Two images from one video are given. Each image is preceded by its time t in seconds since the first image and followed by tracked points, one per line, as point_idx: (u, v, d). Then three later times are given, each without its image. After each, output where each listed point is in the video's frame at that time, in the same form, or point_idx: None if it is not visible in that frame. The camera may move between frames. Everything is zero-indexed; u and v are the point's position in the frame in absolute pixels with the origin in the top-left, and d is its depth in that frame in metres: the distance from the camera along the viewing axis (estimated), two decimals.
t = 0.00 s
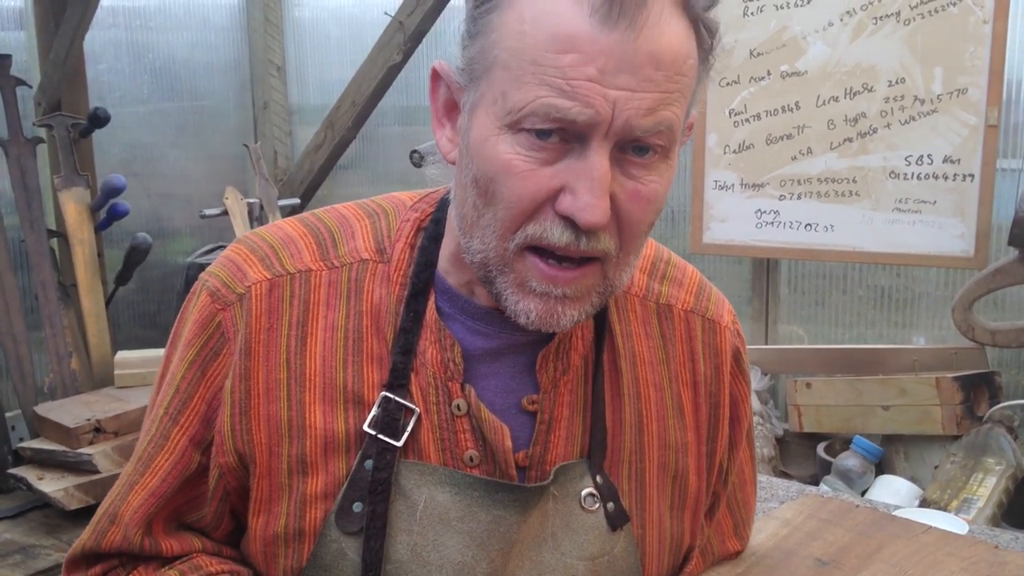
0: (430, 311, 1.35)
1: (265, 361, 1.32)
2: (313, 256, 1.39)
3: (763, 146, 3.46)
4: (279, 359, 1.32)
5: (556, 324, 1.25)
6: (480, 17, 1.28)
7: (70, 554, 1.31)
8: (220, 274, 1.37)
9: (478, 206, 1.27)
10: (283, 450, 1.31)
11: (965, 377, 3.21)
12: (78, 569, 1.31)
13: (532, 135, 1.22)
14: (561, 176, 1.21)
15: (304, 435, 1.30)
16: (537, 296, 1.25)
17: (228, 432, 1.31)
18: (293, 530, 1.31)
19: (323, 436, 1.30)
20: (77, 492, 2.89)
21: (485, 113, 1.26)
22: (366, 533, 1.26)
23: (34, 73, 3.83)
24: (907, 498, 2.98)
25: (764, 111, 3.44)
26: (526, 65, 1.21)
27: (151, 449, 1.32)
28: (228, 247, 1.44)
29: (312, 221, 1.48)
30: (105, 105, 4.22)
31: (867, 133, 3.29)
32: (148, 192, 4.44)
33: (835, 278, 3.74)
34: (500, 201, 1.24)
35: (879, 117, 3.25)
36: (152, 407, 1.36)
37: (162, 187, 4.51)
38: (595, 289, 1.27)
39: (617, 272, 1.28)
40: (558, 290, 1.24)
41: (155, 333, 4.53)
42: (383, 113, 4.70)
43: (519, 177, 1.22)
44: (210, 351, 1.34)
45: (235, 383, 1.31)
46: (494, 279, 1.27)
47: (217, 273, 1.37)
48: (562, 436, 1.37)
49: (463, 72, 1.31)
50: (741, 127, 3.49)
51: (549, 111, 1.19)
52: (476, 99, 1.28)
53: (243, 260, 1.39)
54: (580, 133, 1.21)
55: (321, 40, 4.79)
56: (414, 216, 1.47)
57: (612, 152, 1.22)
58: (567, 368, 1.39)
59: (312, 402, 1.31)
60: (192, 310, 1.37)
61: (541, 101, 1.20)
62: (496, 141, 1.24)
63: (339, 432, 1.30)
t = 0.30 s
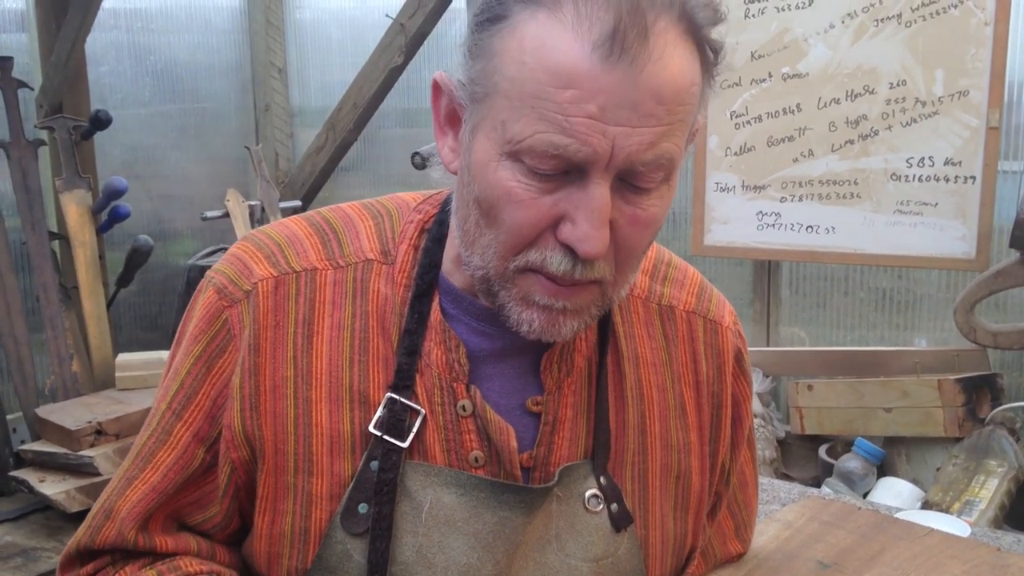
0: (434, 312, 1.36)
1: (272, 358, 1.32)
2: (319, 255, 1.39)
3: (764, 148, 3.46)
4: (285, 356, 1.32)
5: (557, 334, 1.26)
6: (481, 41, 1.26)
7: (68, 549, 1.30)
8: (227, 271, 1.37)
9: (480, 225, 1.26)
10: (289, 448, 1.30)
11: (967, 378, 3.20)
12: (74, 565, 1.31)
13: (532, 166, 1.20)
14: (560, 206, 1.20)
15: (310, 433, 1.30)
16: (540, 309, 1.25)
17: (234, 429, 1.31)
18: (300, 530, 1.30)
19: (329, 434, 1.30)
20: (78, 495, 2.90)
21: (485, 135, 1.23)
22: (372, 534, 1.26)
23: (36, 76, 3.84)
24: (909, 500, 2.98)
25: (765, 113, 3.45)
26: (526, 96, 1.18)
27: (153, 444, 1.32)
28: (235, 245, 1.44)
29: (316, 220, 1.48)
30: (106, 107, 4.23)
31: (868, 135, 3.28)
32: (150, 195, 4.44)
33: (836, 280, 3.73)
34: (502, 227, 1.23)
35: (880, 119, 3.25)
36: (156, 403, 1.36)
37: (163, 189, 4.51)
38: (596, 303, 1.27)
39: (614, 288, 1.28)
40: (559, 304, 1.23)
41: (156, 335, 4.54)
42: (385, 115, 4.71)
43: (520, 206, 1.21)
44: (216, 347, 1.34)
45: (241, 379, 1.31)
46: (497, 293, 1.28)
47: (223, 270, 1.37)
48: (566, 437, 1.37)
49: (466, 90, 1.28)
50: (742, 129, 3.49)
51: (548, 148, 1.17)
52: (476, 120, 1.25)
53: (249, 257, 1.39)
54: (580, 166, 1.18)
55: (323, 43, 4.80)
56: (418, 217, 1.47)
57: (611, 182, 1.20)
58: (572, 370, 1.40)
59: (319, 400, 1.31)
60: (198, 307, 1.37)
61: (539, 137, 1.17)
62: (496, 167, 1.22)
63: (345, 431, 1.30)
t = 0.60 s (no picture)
0: (434, 320, 1.36)
1: (270, 369, 1.32)
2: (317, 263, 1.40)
3: (767, 151, 3.47)
4: (283, 367, 1.33)
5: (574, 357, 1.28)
6: (510, 63, 1.24)
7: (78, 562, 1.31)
8: (224, 280, 1.37)
9: (499, 245, 1.26)
10: (288, 458, 1.31)
11: (970, 381, 3.20)
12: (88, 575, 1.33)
13: (562, 192, 1.19)
14: (589, 231, 1.20)
15: (309, 443, 1.31)
16: (557, 332, 1.26)
17: (234, 440, 1.32)
18: (300, 540, 1.31)
19: (328, 444, 1.31)
20: (82, 498, 2.90)
21: (512, 158, 1.22)
22: (371, 544, 1.26)
23: (40, 80, 3.87)
24: (912, 503, 2.98)
25: (767, 115, 3.46)
26: (561, 124, 1.16)
27: (157, 457, 1.33)
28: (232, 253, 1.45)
29: (316, 227, 1.48)
30: (110, 110, 4.25)
31: (871, 137, 3.28)
32: (153, 199, 4.46)
33: (840, 283, 3.73)
34: (526, 250, 1.23)
35: (884, 121, 3.24)
36: (158, 414, 1.37)
37: (166, 193, 4.52)
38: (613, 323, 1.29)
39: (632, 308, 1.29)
40: (578, 329, 1.25)
41: (160, 338, 4.55)
42: (388, 119, 4.72)
43: (549, 231, 1.20)
44: (214, 357, 1.35)
45: (240, 391, 1.32)
46: (514, 313, 1.29)
47: (220, 280, 1.38)
48: (568, 445, 1.37)
49: (486, 108, 1.26)
50: (745, 132, 3.51)
51: (583, 176, 1.16)
52: (500, 141, 1.23)
53: (246, 267, 1.39)
54: (612, 192, 1.18)
55: (327, 47, 4.82)
56: (418, 223, 1.47)
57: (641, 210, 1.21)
58: (574, 377, 1.39)
59: (317, 410, 1.32)
60: (196, 317, 1.38)
61: (574, 164, 1.16)
62: (524, 192, 1.21)
63: (343, 441, 1.31)
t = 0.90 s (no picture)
0: (435, 325, 1.35)
1: (269, 374, 1.32)
2: (317, 267, 1.40)
3: (769, 151, 3.48)
4: (282, 372, 1.32)
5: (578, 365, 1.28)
6: (529, 67, 1.23)
7: (80, 568, 1.31)
8: (223, 284, 1.38)
9: (511, 251, 1.26)
10: (287, 463, 1.31)
11: (970, 382, 3.16)
12: None
13: (580, 201, 1.19)
14: (605, 240, 1.20)
15: (308, 449, 1.31)
16: (564, 340, 1.26)
17: (232, 446, 1.31)
18: (299, 546, 1.31)
19: (327, 450, 1.30)
20: (82, 498, 2.90)
21: (529, 165, 1.21)
22: (371, 551, 1.26)
23: (41, 80, 3.89)
24: (913, 504, 2.97)
25: (769, 117, 3.47)
26: (584, 130, 1.16)
27: (158, 462, 1.33)
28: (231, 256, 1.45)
29: (317, 230, 1.48)
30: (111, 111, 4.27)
31: (873, 138, 3.28)
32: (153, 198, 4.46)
33: (841, 284, 3.73)
34: (540, 258, 1.22)
35: (885, 122, 3.24)
36: (159, 419, 1.37)
37: (168, 193, 4.52)
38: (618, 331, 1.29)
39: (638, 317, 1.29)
40: (586, 337, 1.25)
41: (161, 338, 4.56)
42: (389, 119, 4.71)
43: (565, 240, 1.20)
44: (213, 362, 1.35)
45: (239, 397, 1.32)
46: (519, 320, 1.29)
47: (219, 283, 1.38)
48: (569, 452, 1.37)
49: (503, 113, 1.26)
50: (748, 133, 3.52)
51: (605, 184, 1.15)
52: (518, 148, 1.23)
53: (245, 270, 1.39)
54: (630, 202, 1.18)
55: (328, 47, 4.82)
56: (418, 226, 1.47)
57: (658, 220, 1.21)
58: (576, 383, 1.39)
59: (316, 415, 1.31)
60: (195, 321, 1.38)
61: (594, 172, 1.16)
62: (541, 200, 1.20)
63: (343, 446, 1.30)
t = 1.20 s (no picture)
0: (440, 329, 1.35)
1: (271, 377, 1.32)
2: (321, 270, 1.40)
3: (769, 153, 3.48)
4: (285, 375, 1.32)
5: (567, 369, 1.26)
6: (519, 61, 1.24)
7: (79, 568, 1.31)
8: (226, 286, 1.38)
9: (501, 248, 1.26)
10: (290, 467, 1.31)
11: (971, 385, 3.16)
12: None
13: (565, 194, 1.18)
14: (592, 236, 1.19)
15: (310, 453, 1.31)
16: (550, 345, 1.26)
17: (234, 449, 1.31)
18: (300, 549, 1.31)
19: (329, 453, 1.30)
20: (82, 498, 2.90)
21: (516, 159, 1.22)
22: (374, 556, 1.26)
23: (42, 80, 3.89)
24: (913, 505, 2.97)
25: (770, 118, 3.47)
26: (567, 121, 1.16)
27: (158, 464, 1.33)
28: (235, 258, 1.45)
29: (320, 233, 1.48)
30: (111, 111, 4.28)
31: (872, 140, 3.28)
32: (154, 198, 4.46)
33: (841, 285, 3.73)
34: (527, 253, 1.22)
35: (885, 124, 3.24)
36: (160, 421, 1.37)
37: (167, 194, 4.52)
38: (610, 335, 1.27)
39: (630, 321, 1.28)
40: (573, 343, 1.25)
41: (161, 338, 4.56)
42: (389, 120, 4.72)
43: (550, 234, 1.19)
44: (215, 364, 1.35)
45: (241, 399, 1.31)
46: (509, 320, 1.28)
47: (223, 285, 1.38)
48: (574, 457, 1.37)
49: (495, 109, 1.26)
50: (747, 134, 3.51)
51: (586, 173, 1.15)
52: (507, 142, 1.24)
53: (248, 272, 1.39)
54: (615, 195, 1.17)
55: (329, 48, 4.82)
56: (423, 228, 1.47)
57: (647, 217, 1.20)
58: (582, 388, 1.39)
59: (319, 419, 1.32)
60: (197, 323, 1.38)
61: (578, 163, 1.16)
62: (528, 193, 1.21)
63: (346, 450, 1.30)
